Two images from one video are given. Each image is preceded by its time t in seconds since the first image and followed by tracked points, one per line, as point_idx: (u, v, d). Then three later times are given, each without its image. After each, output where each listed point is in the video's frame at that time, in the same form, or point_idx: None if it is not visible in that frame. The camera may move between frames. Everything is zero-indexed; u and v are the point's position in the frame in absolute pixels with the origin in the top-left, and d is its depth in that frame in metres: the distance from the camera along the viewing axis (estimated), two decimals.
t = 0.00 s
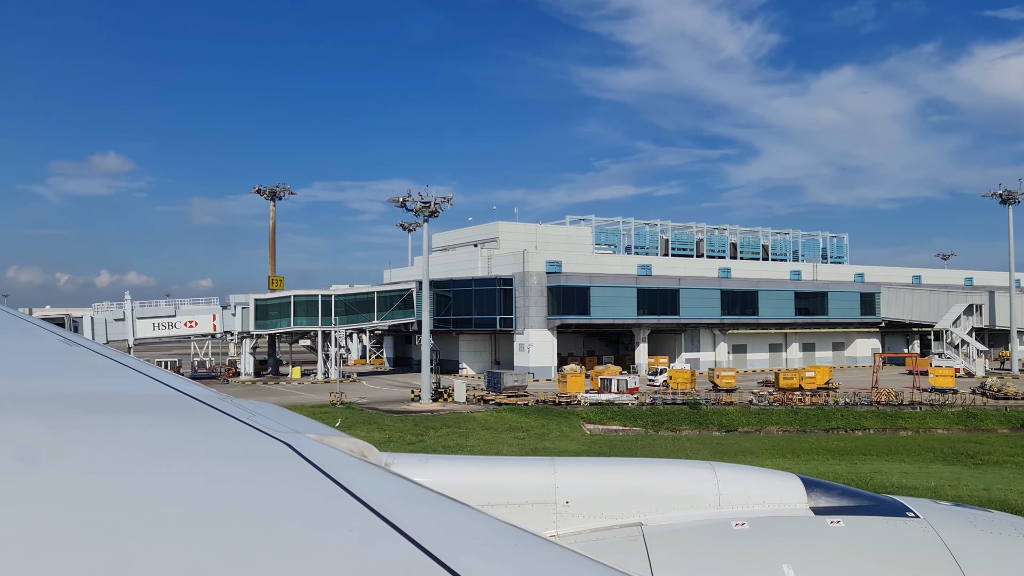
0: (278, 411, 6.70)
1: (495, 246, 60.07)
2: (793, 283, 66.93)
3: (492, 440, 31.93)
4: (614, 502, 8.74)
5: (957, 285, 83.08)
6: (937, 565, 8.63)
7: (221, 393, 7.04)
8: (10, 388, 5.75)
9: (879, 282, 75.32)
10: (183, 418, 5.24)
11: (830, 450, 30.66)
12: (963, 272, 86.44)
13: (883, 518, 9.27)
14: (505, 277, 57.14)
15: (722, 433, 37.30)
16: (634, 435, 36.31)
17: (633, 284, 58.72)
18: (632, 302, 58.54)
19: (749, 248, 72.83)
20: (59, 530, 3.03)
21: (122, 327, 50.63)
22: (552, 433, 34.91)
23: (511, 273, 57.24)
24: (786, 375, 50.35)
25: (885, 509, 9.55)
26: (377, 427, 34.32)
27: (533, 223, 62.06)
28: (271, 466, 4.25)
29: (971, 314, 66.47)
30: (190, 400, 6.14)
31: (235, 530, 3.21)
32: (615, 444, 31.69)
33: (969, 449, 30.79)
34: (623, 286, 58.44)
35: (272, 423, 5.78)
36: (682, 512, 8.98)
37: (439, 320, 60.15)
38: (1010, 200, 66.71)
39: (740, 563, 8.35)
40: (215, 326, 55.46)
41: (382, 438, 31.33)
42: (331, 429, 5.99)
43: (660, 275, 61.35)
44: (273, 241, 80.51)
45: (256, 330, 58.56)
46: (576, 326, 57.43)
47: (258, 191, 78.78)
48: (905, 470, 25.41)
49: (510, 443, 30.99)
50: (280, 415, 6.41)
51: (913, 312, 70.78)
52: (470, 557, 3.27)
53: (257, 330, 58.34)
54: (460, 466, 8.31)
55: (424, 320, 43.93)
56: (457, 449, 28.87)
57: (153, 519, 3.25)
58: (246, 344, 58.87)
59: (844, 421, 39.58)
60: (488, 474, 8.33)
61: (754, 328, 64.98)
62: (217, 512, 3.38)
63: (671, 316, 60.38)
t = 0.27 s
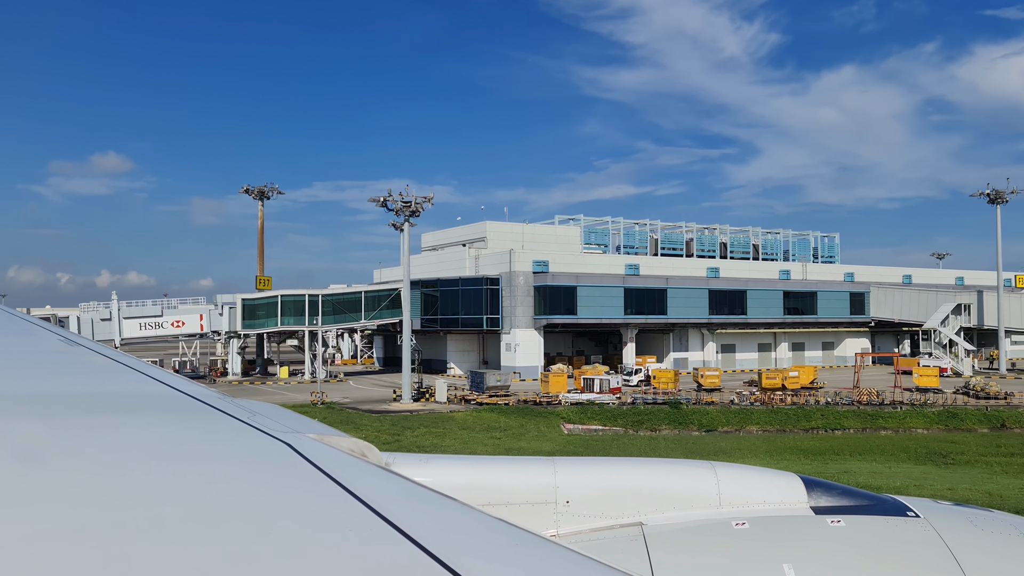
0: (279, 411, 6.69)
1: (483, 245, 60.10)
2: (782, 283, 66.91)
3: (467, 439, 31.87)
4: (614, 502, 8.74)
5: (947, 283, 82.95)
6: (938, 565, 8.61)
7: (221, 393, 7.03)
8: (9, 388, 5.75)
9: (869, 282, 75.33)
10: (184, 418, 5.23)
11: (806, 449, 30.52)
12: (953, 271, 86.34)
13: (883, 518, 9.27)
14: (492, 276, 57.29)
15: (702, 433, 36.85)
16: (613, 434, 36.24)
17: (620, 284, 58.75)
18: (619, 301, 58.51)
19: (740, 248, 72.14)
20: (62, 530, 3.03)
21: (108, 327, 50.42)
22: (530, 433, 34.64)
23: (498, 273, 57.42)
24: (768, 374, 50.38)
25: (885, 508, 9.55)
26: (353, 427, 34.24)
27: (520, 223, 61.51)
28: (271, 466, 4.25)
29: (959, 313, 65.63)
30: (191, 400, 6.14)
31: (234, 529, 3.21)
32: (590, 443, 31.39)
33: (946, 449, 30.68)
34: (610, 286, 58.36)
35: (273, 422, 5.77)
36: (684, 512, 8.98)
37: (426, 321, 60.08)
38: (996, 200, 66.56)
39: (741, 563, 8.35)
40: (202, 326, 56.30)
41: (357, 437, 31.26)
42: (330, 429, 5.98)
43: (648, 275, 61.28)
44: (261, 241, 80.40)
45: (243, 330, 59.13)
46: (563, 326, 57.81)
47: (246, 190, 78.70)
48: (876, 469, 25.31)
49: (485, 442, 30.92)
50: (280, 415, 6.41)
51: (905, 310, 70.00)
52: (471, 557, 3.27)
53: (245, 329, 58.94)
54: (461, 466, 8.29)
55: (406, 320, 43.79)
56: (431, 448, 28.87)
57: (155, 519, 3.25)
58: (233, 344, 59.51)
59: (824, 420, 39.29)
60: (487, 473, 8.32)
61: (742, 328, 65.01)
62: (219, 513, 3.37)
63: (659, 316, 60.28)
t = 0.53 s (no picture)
0: (278, 411, 6.68)
1: (471, 245, 60.05)
2: (770, 282, 66.82)
3: (442, 439, 31.81)
4: (613, 501, 8.75)
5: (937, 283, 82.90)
6: (938, 564, 8.62)
7: (220, 392, 7.03)
8: (8, 388, 5.75)
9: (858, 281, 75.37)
10: (183, 418, 5.22)
11: (779, 449, 30.32)
12: (943, 270, 86.30)
13: (883, 518, 9.26)
14: (478, 276, 57.15)
15: (682, 432, 36.72)
16: (590, 433, 36.07)
17: (606, 283, 58.81)
18: (605, 301, 58.68)
19: (728, 247, 72.24)
20: (61, 531, 3.03)
21: (94, 326, 51.55)
22: (507, 432, 34.47)
23: (484, 272, 57.47)
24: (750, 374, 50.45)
25: (885, 508, 9.55)
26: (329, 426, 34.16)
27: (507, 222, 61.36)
28: (271, 466, 4.24)
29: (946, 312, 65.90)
30: (190, 400, 6.12)
31: (233, 530, 3.21)
32: (565, 443, 31.25)
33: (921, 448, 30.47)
34: (597, 286, 58.35)
35: (272, 422, 5.76)
36: (683, 511, 8.98)
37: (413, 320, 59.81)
38: (983, 200, 66.54)
39: (740, 563, 8.35)
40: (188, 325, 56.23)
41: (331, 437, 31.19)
42: (329, 429, 5.97)
43: (635, 274, 61.22)
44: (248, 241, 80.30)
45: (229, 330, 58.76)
46: (549, 326, 57.73)
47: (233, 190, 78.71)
48: (844, 469, 25.06)
49: (459, 442, 30.82)
50: (280, 415, 6.40)
51: (892, 310, 69.92)
52: (470, 556, 3.27)
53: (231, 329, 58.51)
54: (460, 466, 8.29)
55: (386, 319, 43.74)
56: (406, 448, 28.88)
57: (155, 519, 3.25)
58: (219, 344, 58.63)
59: (804, 420, 39.21)
60: (488, 472, 8.33)
61: (730, 327, 64.96)
62: (218, 514, 3.37)
63: (646, 315, 60.40)
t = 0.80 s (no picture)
0: (278, 411, 6.68)
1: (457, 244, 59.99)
2: (757, 282, 66.83)
3: (415, 439, 31.72)
4: (613, 501, 8.74)
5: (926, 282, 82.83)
6: (939, 564, 8.62)
7: (220, 392, 7.03)
8: (7, 388, 5.76)
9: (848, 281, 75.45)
10: (182, 418, 5.22)
11: (751, 449, 30.10)
12: (932, 270, 86.31)
13: (883, 517, 9.27)
14: (464, 276, 57.18)
15: (660, 432, 36.54)
16: (567, 433, 35.87)
17: (592, 283, 58.79)
18: (591, 300, 58.64)
19: (717, 247, 72.31)
20: (60, 529, 3.03)
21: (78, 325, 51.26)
22: (484, 432, 34.28)
23: (470, 272, 57.44)
24: (731, 373, 50.36)
25: (885, 507, 9.55)
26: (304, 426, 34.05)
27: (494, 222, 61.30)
28: (271, 466, 4.24)
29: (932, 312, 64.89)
30: (190, 400, 6.12)
31: (232, 530, 3.21)
32: (538, 443, 31.10)
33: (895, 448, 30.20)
34: (581, 285, 58.50)
35: (273, 422, 5.77)
36: (683, 511, 8.97)
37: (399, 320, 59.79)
38: (970, 199, 66.54)
39: (739, 563, 8.36)
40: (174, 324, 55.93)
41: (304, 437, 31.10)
42: (328, 428, 5.96)
43: (621, 274, 61.19)
44: (235, 240, 80.27)
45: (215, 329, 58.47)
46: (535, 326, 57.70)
47: (220, 190, 78.74)
48: (811, 469, 24.74)
49: (433, 442, 30.69)
50: (280, 414, 6.40)
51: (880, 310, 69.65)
52: (468, 555, 3.27)
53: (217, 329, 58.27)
54: (459, 466, 8.28)
55: (365, 319, 43.51)
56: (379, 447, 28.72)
57: (155, 519, 3.25)
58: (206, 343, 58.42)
59: (783, 419, 39.18)
60: (488, 472, 8.33)
61: (717, 326, 64.93)
62: (215, 513, 3.37)
63: (632, 315, 60.34)
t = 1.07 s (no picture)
0: (280, 411, 6.67)
1: (444, 244, 59.85)
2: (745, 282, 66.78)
3: (390, 438, 31.59)
4: (611, 502, 8.73)
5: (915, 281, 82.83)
6: (938, 565, 8.62)
7: (221, 392, 7.04)
8: (5, 388, 5.73)
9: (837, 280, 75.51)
10: (183, 418, 5.19)
11: (728, 449, 29.92)
12: (921, 270, 86.37)
13: (884, 518, 9.27)
14: (449, 275, 57.06)
15: (640, 431, 36.31)
16: (545, 433, 35.68)
17: (578, 282, 58.77)
18: (577, 300, 58.61)
19: (705, 246, 72.35)
20: (62, 529, 3.04)
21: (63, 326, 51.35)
22: (461, 432, 34.02)
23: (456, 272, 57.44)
24: (713, 373, 50.29)
25: (884, 507, 9.55)
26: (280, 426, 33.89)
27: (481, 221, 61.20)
28: (271, 466, 4.23)
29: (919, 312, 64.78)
30: (191, 400, 6.11)
31: (234, 531, 3.20)
32: (512, 442, 30.95)
33: (868, 448, 29.93)
34: (568, 285, 58.35)
35: (274, 422, 5.75)
36: (683, 511, 8.98)
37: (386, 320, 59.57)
38: (955, 198, 66.63)
39: (738, 562, 8.36)
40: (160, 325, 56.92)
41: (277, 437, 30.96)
42: (329, 428, 5.95)
43: (608, 274, 61.09)
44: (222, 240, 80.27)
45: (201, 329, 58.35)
46: (520, 326, 57.76)
47: (207, 190, 78.78)
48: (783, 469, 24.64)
49: (407, 442, 30.49)
50: (280, 414, 6.40)
51: (868, 309, 69.92)
52: (466, 555, 3.27)
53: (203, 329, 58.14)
54: (459, 466, 8.26)
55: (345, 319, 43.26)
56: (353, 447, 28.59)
57: (155, 519, 3.24)
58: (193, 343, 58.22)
59: (762, 419, 39.08)
60: (488, 472, 8.33)
61: (705, 326, 64.91)
62: (216, 513, 3.36)
63: (619, 315, 60.22)
